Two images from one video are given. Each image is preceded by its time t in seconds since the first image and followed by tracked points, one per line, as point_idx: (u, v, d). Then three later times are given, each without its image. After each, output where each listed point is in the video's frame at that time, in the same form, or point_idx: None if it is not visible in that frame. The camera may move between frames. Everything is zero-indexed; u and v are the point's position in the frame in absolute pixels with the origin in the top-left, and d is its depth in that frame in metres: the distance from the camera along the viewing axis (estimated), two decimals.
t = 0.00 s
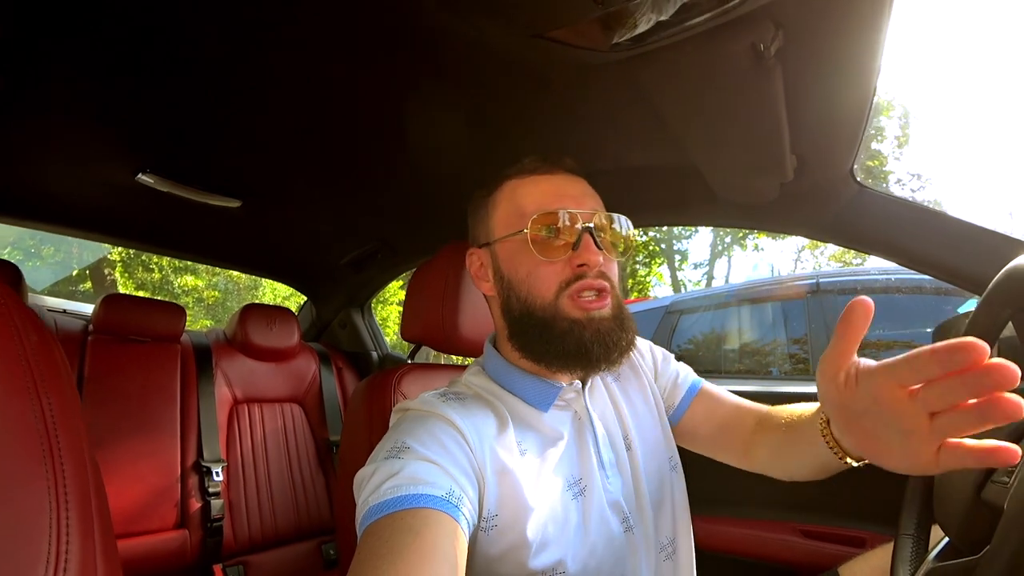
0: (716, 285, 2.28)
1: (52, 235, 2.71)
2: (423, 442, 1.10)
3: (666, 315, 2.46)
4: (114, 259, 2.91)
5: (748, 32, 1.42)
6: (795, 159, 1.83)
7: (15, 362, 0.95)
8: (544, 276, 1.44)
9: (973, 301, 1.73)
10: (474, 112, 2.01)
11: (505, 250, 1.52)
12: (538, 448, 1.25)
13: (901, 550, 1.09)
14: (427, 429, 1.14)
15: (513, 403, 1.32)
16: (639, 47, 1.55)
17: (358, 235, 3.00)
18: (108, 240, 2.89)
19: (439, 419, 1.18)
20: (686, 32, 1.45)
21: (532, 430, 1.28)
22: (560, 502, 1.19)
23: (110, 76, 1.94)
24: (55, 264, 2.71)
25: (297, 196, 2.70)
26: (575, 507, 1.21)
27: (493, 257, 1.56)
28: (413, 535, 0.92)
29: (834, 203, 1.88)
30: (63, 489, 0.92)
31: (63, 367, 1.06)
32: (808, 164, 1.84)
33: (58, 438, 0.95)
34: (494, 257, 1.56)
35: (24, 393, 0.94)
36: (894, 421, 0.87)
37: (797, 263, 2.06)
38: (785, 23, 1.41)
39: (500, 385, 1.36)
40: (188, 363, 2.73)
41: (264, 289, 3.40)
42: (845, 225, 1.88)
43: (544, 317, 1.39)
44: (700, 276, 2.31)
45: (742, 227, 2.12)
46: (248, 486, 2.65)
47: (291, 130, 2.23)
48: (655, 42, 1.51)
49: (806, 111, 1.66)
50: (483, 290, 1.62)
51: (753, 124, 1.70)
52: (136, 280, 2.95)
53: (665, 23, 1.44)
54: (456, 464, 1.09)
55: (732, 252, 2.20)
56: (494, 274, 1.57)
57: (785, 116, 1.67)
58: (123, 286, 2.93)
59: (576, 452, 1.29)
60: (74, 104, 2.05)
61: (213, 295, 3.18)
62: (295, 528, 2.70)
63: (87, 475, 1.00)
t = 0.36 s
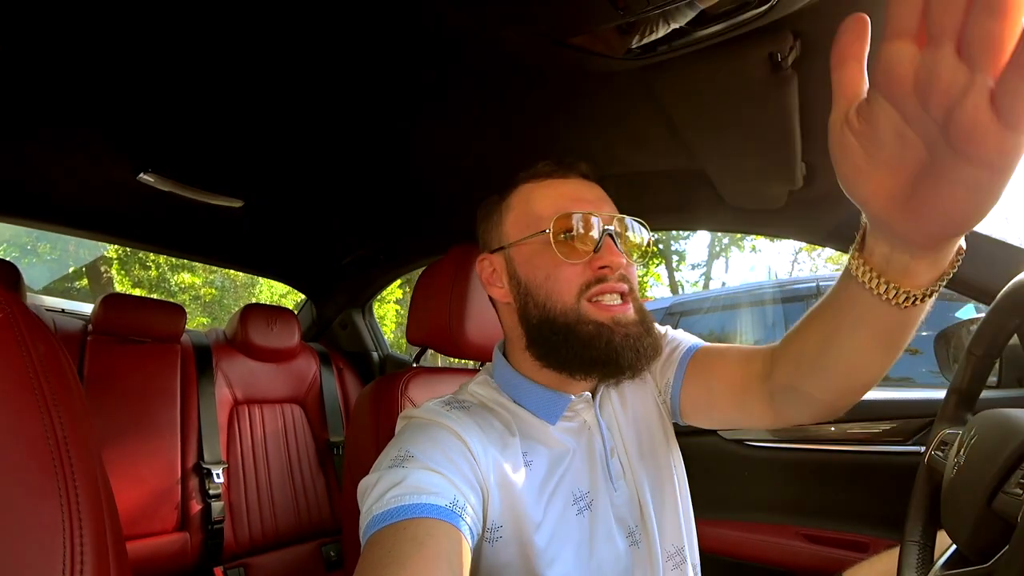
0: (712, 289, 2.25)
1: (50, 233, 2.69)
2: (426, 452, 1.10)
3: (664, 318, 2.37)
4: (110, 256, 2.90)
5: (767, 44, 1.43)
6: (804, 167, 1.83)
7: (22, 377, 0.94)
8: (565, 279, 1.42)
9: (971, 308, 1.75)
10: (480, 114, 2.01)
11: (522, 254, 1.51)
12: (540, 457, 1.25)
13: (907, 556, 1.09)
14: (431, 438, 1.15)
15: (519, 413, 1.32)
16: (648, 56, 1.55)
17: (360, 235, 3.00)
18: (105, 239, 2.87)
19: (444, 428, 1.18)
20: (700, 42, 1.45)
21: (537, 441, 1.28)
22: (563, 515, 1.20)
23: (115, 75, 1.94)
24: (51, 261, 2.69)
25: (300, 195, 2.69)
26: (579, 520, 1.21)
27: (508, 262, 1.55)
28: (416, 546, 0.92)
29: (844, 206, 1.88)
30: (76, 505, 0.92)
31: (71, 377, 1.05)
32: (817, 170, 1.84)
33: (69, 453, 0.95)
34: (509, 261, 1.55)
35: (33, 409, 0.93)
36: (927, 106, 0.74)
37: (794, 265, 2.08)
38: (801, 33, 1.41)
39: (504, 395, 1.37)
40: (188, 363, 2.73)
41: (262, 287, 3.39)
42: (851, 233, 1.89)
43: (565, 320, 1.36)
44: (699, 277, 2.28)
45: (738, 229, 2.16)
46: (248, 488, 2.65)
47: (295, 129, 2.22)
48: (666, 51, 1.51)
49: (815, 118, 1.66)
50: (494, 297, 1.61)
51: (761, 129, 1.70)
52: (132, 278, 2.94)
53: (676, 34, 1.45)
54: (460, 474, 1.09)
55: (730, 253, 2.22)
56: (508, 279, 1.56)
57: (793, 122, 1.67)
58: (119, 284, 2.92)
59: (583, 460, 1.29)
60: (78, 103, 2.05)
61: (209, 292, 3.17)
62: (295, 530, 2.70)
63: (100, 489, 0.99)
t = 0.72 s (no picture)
0: (706, 285, 2.31)
1: (40, 232, 2.70)
2: (423, 446, 1.13)
3: (657, 314, 2.44)
4: (101, 255, 2.90)
5: (754, 45, 1.50)
6: (792, 166, 1.86)
7: (33, 374, 0.96)
8: (531, 279, 1.45)
9: (959, 302, 1.80)
10: (473, 113, 2.04)
11: (494, 254, 1.54)
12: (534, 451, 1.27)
13: (890, 544, 1.13)
14: (427, 433, 1.17)
15: (511, 407, 1.34)
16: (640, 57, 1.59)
17: (353, 234, 3.02)
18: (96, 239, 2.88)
19: (439, 425, 1.21)
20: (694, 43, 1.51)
21: (530, 438, 1.31)
22: (558, 508, 1.22)
23: (111, 75, 1.96)
24: (43, 260, 2.69)
25: (294, 194, 2.71)
26: (573, 513, 1.24)
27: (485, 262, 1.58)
28: (413, 536, 0.95)
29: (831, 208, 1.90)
30: (89, 499, 0.95)
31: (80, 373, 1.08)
32: (804, 171, 1.86)
33: (81, 450, 0.97)
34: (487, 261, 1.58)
35: (46, 403, 0.96)
36: None
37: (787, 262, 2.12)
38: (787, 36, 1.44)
39: (498, 389, 1.39)
40: (184, 362, 2.75)
41: (255, 285, 3.41)
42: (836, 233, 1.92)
43: (529, 321, 1.41)
44: (691, 273, 2.33)
45: (729, 227, 2.16)
46: (245, 487, 2.67)
47: (289, 128, 2.24)
48: (660, 52, 1.56)
49: (804, 121, 1.69)
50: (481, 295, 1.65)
51: (749, 128, 1.73)
52: (124, 278, 2.95)
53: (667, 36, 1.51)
54: (455, 468, 1.12)
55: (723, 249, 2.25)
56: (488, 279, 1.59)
57: (780, 122, 1.70)
58: (111, 284, 2.92)
59: (576, 454, 1.32)
60: (74, 103, 2.07)
61: (202, 291, 3.19)
62: (293, 528, 2.72)
63: (109, 483, 1.02)
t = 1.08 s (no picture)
0: (690, 280, 2.32)
1: (11, 238, 2.63)
2: (415, 428, 1.11)
3: (640, 312, 2.50)
4: (76, 262, 2.85)
5: (718, 32, 1.46)
6: (764, 154, 1.86)
7: None
8: (490, 279, 1.48)
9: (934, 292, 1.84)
10: (448, 109, 2.02)
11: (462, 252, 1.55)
12: (521, 432, 1.26)
13: (869, 528, 1.13)
14: (419, 415, 1.15)
15: (495, 390, 1.33)
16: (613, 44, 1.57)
17: (331, 233, 2.99)
18: (71, 243, 2.82)
19: (430, 407, 1.19)
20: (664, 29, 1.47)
21: (515, 416, 1.30)
22: (546, 485, 1.21)
23: (81, 77, 1.92)
24: (14, 269, 2.62)
25: (269, 194, 2.67)
26: (562, 490, 1.23)
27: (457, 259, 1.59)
28: (410, 514, 0.93)
29: (806, 196, 1.91)
30: (38, 496, 0.92)
31: (38, 380, 1.08)
32: (776, 161, 1.87)
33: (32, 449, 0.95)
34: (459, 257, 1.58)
35: None
36: None
37: (768, 257, 2.13)
38: (753, 23, 1.44)
39: (485, 374, 1.37)
40: (160, 366, 2.70)
41: (236, 290, 3.36)
42: (815, 217, 1.93)
43: (485, 317, 1.43)
44: (676, 270, 2.33)
45: (715, 221, 2.16)
46: (225, 491, 2.63)
47: (262, 128, 2.21)
48: (631, 39, 1.53)
49: (781, 113, 1.70)
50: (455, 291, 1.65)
51: (722, 119, 1.73)
52: (101, 285, 2.90)
53: (636, 21, 1.47)
54: (447, 449, 1.10)
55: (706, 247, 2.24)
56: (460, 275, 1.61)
57: (752, 113, 1.70)
58: (87, 290, 2.87)
59: (560, 434, 1.32)
60: (44, 105, 2.03)
61: (183, 297, 3.13)
62: (275, 532, 2.69)
63: (62, 483, 1.00)
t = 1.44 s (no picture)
0: (687, 279, 2.30)
1: (6, 244, 2.63)
2: (405, 437, 1.09)
3: (636, 311, 2.47)
4: (74, 268, 2.84)
5: (707, 27, 1.45)
6: (756, 151, 1.85)
7: None
8: (545, 267, 1.46)
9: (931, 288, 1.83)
10: (441, 110, 2.01)
11: (503, 240, 1.50)
12: (515, 434, 1.25)
13: (868, 530, 1.12)
14: (408, 423, 1.13)
15: (491, 393, 1.32)
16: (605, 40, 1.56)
17: (326, 236, 2.97)
18: (66, 249, 2.80)
19: (419, 413, 1.17)
20: (649, 25, 1.48)
21: (507, 416, 1.28)
22: (541, 486, 1.20)
23: (71, 82, 1.91)
24: (12, 275, 2.64)
25: (262, 198, 2.66)
26: (556, 491, 1.22)
27: (488, 247, 1.51)
28: (399, 527, 0.92)
29: (800, 194, 1.90)
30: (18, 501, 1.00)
31: (17, 387, 1.14)
32: (767, 158, 1.86)
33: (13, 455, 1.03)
34: (489, 246, 1.51)
35: None
36: None
37: (766, 255, 2.11)
38: (743, 19, 1.43)
39: (479, 377, 1.35)
40: (155, 370, 2.68)
41: (235, 294, 3.35)
42: (811, 216, 1.92)
43: (544, 302, 1.41)
44: (673, 270, 2.31)
45: (710, 221, 2.16)
46: (221, 497, 2.62)
47: (255, 131, 2.20)
48: (622, 34, 1.53)
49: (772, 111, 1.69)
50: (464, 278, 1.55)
51: (715, 115, 1.72)
52: (99, 290, 2.88)
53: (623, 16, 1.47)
54: (437, 458, 1.09)
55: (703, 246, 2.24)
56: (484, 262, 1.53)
57: (744, 109, 1.69)
58: (84, 296, 2.86)
59: (554, 436, 1.30)
60: (34, 110, 2.02)
61: (180, 302, 3.13)
62: (272, 536, 2.67)
63: (44, 485, 1.06)
